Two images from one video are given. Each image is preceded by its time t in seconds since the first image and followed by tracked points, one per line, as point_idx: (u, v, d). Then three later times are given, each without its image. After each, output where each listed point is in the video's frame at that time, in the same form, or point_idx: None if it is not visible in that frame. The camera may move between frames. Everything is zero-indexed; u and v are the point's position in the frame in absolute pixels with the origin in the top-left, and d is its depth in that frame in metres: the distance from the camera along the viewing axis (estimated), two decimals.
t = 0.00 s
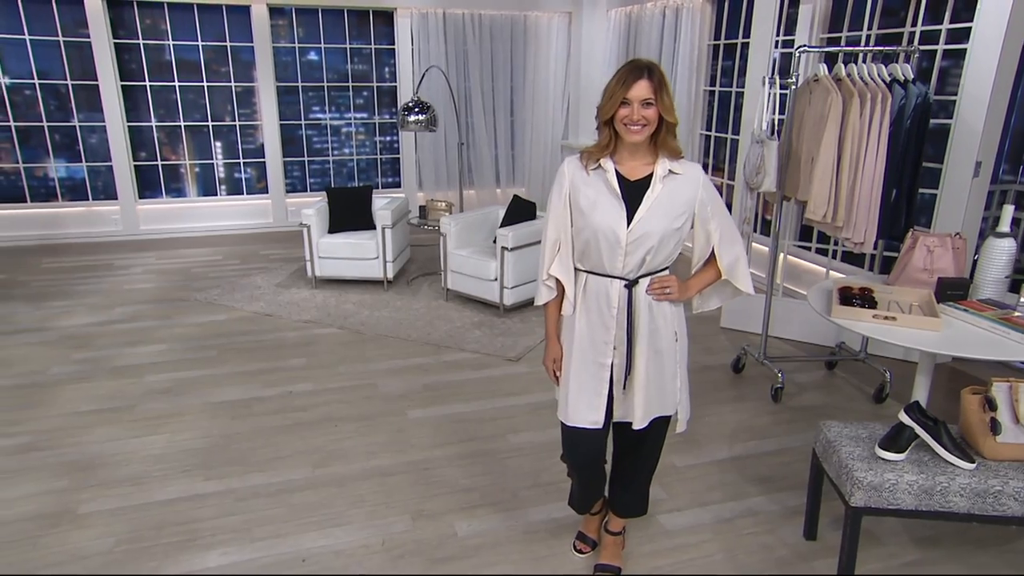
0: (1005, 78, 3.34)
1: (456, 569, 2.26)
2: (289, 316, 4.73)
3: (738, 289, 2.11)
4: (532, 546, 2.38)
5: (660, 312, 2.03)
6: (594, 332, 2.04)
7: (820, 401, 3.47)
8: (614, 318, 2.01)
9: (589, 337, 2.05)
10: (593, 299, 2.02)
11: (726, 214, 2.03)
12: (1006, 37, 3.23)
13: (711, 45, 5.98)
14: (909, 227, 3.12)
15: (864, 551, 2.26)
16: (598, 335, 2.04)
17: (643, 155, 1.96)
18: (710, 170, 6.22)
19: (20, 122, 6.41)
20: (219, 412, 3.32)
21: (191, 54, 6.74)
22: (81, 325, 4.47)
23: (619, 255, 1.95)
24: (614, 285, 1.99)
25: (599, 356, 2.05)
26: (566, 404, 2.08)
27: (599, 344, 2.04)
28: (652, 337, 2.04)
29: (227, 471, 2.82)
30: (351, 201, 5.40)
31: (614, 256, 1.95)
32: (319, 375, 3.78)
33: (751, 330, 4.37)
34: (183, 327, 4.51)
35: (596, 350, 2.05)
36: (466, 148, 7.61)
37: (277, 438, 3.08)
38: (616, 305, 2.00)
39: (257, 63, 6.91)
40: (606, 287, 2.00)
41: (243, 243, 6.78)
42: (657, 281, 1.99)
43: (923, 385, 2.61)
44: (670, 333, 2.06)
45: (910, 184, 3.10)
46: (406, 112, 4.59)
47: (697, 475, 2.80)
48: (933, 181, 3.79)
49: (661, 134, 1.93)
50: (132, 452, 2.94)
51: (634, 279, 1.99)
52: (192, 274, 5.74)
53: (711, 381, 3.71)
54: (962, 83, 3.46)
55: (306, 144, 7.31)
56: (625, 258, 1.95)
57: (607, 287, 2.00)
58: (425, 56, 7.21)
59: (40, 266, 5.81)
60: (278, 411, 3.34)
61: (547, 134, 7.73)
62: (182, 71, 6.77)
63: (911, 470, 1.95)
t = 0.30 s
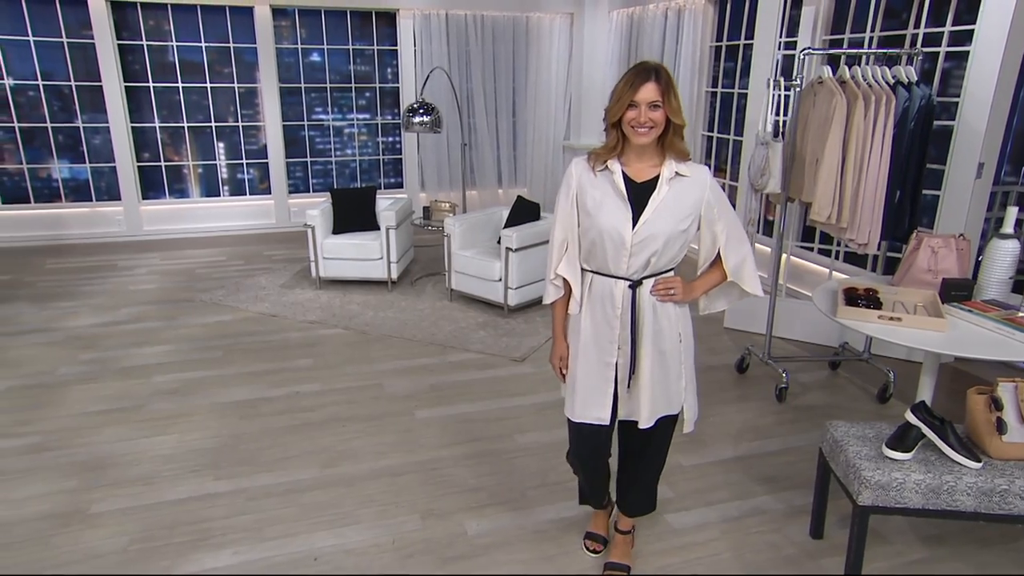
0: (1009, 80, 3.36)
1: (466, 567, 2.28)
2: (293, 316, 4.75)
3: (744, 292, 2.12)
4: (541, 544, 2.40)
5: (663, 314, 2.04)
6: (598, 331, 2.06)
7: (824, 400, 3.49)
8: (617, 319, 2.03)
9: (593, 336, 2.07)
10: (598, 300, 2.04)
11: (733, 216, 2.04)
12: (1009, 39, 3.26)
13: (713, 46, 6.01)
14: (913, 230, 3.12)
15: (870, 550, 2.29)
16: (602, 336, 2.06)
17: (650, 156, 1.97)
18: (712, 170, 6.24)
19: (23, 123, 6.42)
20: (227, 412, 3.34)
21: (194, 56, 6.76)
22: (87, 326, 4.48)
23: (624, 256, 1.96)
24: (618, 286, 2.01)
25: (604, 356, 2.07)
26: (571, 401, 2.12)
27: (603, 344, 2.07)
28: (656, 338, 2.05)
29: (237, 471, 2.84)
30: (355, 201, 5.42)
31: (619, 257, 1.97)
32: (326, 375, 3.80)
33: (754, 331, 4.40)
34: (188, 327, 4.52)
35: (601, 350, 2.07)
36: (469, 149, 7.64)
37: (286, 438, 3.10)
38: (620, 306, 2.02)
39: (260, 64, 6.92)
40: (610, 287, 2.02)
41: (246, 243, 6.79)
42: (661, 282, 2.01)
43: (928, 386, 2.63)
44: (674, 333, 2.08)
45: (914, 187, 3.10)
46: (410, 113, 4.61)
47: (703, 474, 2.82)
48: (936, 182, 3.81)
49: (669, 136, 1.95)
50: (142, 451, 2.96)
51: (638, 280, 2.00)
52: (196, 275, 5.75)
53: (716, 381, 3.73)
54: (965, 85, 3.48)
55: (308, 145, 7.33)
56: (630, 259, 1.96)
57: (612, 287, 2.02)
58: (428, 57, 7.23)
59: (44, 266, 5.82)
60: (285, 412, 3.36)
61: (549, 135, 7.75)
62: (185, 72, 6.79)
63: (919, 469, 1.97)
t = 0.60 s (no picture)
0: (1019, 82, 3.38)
1: (484, 564, 2.31)
2: (304, 316, 4.78)
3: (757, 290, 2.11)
4: (557, 542, 2.43)
5: (669, 313, 2.04)
6: (607, 326, 2.09)
7: (834, 401, 3.51)
8: (625, 314, 2.05)
9: (602, 330, 2.11)
10: (607, 294, 2.07)
11: (747, 214, 2.03)
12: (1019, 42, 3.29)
13: (721, 47, 6.04)
14: (923, 231, 3.15)
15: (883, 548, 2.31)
16: (610, 329, 2.09)
17: (662, 154, 1.97)
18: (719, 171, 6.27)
19: (34, 124, 6.46)
20: (242, 411, 3.38)
21: (203, 57, 6.80)
22: (101, 326, 4.53)
23: (634, 252, 1.98)
24: (628, 281, 2.02)
25: (612, 349, 2.10)
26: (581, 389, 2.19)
27: (611, 338, 2.10)
28: (662, 337, 2.06)
29: (254, 470, 2.88)
30: (365, 202, 5.45)
31: (629, 253, 1.99)
32: (339, 375, 3.83)
33: (763, 332, 4.42)
34: (200, 328, 4.56)
35: (609, 343, 2.10)
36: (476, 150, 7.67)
37: (302, 437, 3.14)
38: (628, 302, 2.03)
39: (268, 65, 6.96)
40: (620, 283, 2.04)
41: (255, 244, 6.83)
42: (670, 281, 2.01)
43: (940, 386, 2.66)
44: (678, 333, 2.08)
45: (924, 188, 3.13)
46: (421, 115, 4.64)
47: (716, 473, 2.85)
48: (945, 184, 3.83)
49: (681, 134, 1.95)
50: (160, 450, 3.00)
51: (648, 277, 2.01)
52: (206, 275, 5.79)
53: (725, 381, 3.75)
54: (975, 88, 3.50)
55: (316, 146, 7.36)
56: (640, 255, 1.98)
57: (622, 283, 2.04)
58: (435, 58, 7.25)
59: (56, 266, 5.87)
60: (300, 411, 3.39)
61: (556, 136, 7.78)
62: (194, 74, 6.82)
63: (933, 468, 2.00)
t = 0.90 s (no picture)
0: None
1: (509, 560, 2.35)
2: (321, 316, 4.83)
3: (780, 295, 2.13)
4: (579, 539, 2.47)
5: (690, 323, 2.05)
6: (630, 332, 2.10)
7: (849, 401, 3.54)
8: (650, 323, 2.04)
9: (626, 336, 2.11)
10: (631, 301, 2.07)
11: (770, 220, 2.06)
12: None
13: (733, 49, 6.07)
14: (941, 232, 3.15)
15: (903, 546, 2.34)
16: (633, 336, 2.10)
17: (685, 164, 1.98)
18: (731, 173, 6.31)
19: (51, 125, 6.53)
20: (265, 409, 3.43)
21: (218, 59, 6.85)
22: (121, 325, 4.59)
23: (659, 261, 1.98)
24: (653, 291, 2.02)
25: (633, 355, 2.11)
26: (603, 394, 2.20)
27: (633, 344, 2.10)
28: (682, 347, 2.06)
29: (279, 467, 2.93)
30: (380, 203, 5.50)
31: (654, 263, 1.98)
32: (358, 374, 3.88)
33: (777, 332, 4.44)
34: (219, 327, 4.62)
35: (630, 349, 2.11)
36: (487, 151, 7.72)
37: (324, 435, 3.18)
38: (653, 311, 2.03)
39: (282, 66, 7.02)
40: (644, 291, 2.04)
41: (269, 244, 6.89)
42: (694, 289, 2.02)
43: (958, 386, 2.68)
44: (699, 341, 2.08)
45: (941, 190, 3.13)
46: (437, 117, 4.68)
47: (734, 472, 2.88)
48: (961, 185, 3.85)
49: (703, 144, 1.95)
50: (186, 447, 3.06)
51: (673, 285, 2.01)
52: (221, 275, 5.85)
53: (741, 381, 3.78)
54: (991, 89, 3.52)
55: (329, 147, 7.42)
56: (666, 264, 1.98)
57: (646, 291, 2.03)
58: (447, 59, 7.29)
59: (74, 266, 5.94)
60: (321, 409, 3.44)
61: (567, 137, 7.81)
62: (208, 75, 6.88)
63: (956, 467, 2.03)
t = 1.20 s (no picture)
0: None
1: (538, 555, 2.40)
2: (340, 315, 4.89)
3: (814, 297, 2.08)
4: (607, 535, 2.51)
5: (729, 325, 1.97)
6: (665, 336, 2.03)
7: (869, 401, 3.56)
8: (685, 326, 1.97)
9: (661, 340, 2.05)
10: (664, 304, 2.01)
11: (807, 223, 2.01)
12: None
13: (748, 51, 6.09)
14: (962, 233, 3.17)
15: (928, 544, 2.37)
16: (668, 340, 2.03)
17: (722, 165, 1.92)
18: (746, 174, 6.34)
19: (72, 127, 6.61)
20: (291, 406, 3.48)
21: (235, 60, 6.92)
22: (144, 324, 4.66)
23: (694, 265, 1.92)
24: (687, 295, 1.95)
25: (669, 358, 2.04)
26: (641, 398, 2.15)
27: (669, 348, 2.03)
28: (722, 349, 1.98)
29: (308, 463, 2.98)
30: (398, 204, 5.54)
31: (688, 266, 1.92)
32: (380, 372, 3.93)
33: (795, 333, 4.46)
34: (240, 325, 4.68)
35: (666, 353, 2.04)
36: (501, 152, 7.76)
37: (351, 432, 3.24)
38: (688, 315, 1.95)
39: (298, 68, 7.08)
40: (678, 294, 1.97)
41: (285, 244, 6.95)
42: (730, 292, 1.94)
43: (981, 386, 2.71)
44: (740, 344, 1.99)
45: (963, 192, 3.15)
46: (456, 118, 4.73)
47: (757, 470, 2.91)
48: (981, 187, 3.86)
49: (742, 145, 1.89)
50: (216, 444, 3.12)
51: (708, 288, 1.94)
52: (240, 275, 5.91)
53: (760, 380, 3.81)
54: (1012, 91, 3.53)
55: (344, 147, 7.48)
56: (701, 267, 1.92)
57: (679, 294, 1.97)
58: (462, 61, 7.34)
59: (95, 265, 6.02)
60: (347, 407, 3.49)
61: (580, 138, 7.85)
62: (226, 77, 6.96)
63: (983, 466, 2.06)
